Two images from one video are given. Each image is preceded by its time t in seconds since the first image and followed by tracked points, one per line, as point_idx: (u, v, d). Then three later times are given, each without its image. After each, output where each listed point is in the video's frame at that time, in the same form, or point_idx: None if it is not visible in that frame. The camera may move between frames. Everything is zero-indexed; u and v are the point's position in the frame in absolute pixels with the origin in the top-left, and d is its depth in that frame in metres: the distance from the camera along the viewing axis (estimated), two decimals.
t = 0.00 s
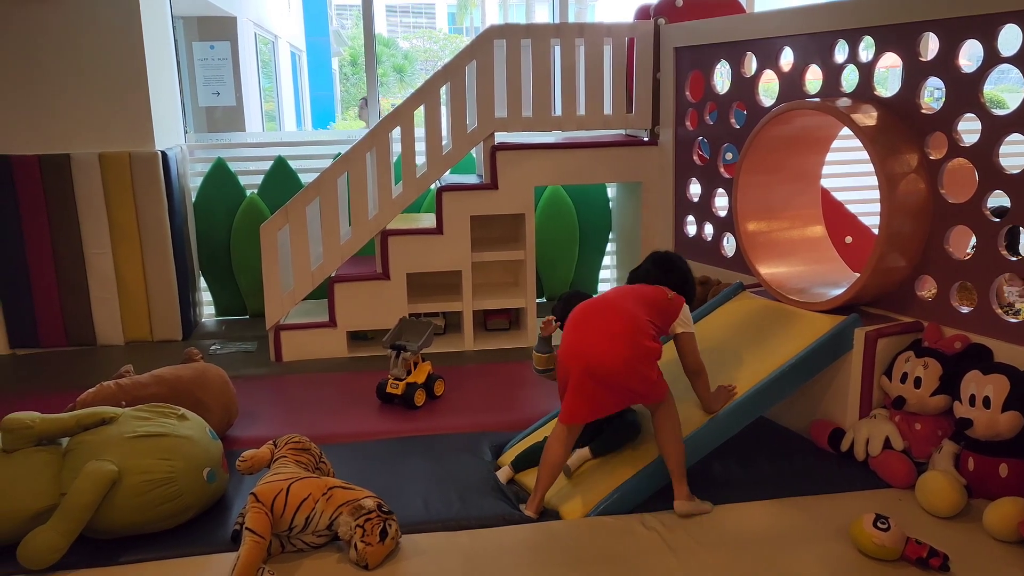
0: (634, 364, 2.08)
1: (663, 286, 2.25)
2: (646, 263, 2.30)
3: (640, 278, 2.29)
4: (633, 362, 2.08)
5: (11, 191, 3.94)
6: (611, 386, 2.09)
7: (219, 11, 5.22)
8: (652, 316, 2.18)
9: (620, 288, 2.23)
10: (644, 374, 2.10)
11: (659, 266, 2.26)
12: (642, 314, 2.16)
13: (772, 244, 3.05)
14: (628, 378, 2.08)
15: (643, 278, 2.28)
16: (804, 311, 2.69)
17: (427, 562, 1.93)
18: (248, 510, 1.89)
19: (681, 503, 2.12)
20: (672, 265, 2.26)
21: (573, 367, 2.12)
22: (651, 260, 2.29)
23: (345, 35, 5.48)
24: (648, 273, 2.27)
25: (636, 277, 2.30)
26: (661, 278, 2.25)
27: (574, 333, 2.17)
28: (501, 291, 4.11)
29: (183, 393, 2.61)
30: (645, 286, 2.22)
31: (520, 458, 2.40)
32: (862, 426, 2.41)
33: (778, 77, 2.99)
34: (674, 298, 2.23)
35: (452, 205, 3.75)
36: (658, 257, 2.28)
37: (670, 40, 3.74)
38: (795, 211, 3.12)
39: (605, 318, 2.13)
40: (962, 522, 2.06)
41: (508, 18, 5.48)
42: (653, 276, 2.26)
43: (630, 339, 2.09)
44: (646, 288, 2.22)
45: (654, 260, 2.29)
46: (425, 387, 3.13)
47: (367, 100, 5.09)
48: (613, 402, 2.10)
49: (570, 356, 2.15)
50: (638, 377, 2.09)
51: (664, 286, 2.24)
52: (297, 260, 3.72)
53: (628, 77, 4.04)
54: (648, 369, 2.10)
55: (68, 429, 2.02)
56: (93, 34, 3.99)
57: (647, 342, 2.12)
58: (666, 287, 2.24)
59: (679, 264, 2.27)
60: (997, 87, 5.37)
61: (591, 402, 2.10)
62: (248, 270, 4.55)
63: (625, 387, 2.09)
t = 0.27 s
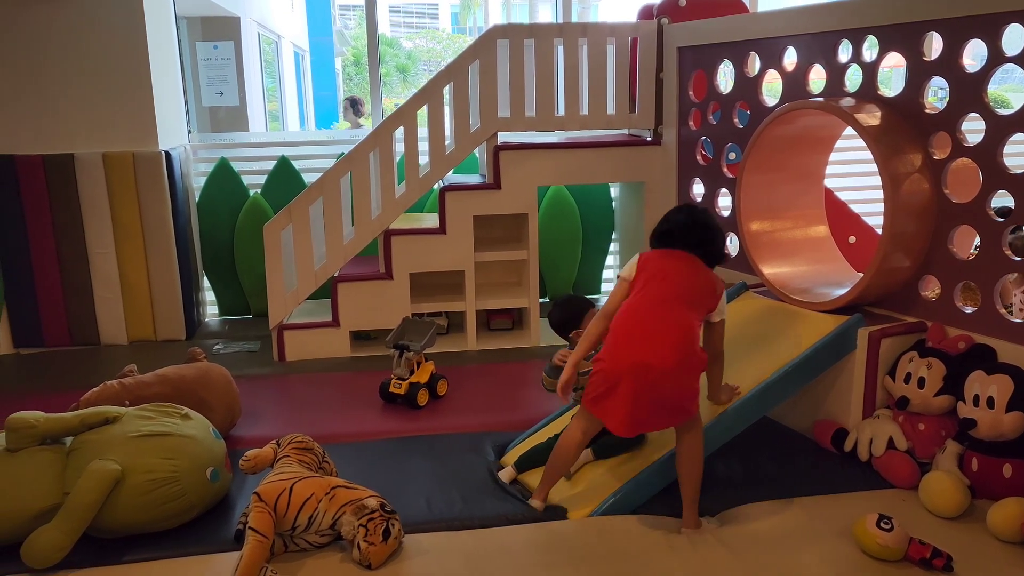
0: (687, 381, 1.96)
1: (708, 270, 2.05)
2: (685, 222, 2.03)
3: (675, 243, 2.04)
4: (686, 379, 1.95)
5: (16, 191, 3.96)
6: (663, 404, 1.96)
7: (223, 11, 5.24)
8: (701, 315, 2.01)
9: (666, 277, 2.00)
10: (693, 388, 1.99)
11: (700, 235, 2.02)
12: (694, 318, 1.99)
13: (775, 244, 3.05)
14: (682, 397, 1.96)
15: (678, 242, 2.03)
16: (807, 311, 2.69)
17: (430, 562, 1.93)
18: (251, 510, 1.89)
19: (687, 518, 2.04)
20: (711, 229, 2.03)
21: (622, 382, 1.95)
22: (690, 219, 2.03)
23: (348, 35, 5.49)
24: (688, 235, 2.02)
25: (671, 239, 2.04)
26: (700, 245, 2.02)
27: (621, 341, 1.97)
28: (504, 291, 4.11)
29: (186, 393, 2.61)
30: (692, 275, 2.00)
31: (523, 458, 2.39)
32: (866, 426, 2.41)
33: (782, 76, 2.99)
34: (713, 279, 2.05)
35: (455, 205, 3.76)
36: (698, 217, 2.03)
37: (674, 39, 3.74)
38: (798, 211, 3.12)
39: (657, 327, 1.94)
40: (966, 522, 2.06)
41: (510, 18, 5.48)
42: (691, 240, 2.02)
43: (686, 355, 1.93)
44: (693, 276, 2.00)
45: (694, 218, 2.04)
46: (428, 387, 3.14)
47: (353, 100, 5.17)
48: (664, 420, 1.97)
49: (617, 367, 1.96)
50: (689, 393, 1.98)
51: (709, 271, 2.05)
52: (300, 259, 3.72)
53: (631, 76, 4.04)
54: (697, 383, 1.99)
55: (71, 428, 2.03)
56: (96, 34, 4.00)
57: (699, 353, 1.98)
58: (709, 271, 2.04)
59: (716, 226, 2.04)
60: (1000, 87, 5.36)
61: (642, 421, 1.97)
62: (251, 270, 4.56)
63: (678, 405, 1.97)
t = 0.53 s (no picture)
0: (713, 369, 1.95)
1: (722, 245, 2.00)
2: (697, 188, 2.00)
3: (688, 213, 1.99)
4: (712, 368, 1.94)
5: (18, 191, 3.96)
6: (696, 397, 1.94)
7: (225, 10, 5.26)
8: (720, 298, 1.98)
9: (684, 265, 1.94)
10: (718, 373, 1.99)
11: (714, 201, 1.99)
12: (714, 304, 1.96)
13: (777, 245, 3.05)
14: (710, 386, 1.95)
15: (692, 210, 1.99)
16: (808, 311, 2.69)
17: (431, 561, 1.93)
18: (252, 510, 1.89)
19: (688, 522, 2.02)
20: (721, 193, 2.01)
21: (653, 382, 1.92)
22: (702, 187, 2.00)
23: (350, 35, 5.49)
24: (701, 201, 1.98)
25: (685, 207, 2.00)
26: (716, 209, 1.98)
27: (646, 339, 1.93)
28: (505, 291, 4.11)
29: (187, 392, 2.61)
30: (710, 258, 1.95)
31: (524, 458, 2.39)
32: (868, 426, 2.40)
33: (784, 77, 2.99)
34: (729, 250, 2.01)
35: (457, 205, 3.76)
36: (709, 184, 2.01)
37: (676, 39, 3.74)
38: (800, 212, 3.12)
39: (681, 320, 1.91)
40: (967, 523, 2.06)
41: (512, 18, 5.48)
42: (706, 204, 1.98)
43: (711, 345, 1.93)
44: (710, 258, 1.95)
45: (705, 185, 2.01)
46: (430, 387, 3.13)
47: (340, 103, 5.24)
48: (694, 415, 1.95)
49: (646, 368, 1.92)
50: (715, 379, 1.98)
51: (723, 248, 2.00)
52: (301, 259, 3.72)
53: (633, 76, 4.04)
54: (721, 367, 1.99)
55: (73, 428, 2.03)
56: (98, 34, 4.00)
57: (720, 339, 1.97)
58: (723, 247, 2.00)
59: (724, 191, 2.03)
60: (1003, 87, 5.36)
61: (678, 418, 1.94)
62: (253, 269, 4.56)
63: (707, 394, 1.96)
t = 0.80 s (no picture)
0: (714, 360, 1.92)
1: (703, 229, 1.94)
2: (671, 167, 1.94)
3: (662, 197, 1.94)
4: (713, 359, 1.92)
5: (20, 190, 3.96)
6: (702, 392, 1.92)
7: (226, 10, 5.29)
8: (710, 284, 1.93)
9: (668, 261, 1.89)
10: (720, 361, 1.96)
11: (691, 180, 1.93)
12: (705, 295, 1.92)
13: (778, 245, 3.04)
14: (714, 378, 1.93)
15: (666, 189, 1.93)
16: (809, 311, 2.69)
17: (432, 561, 1.93)
18: (253, 508, 1.89)
19: (689, 524, 2.02)
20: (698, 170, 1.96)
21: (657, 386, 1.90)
22: (676, 164, 1.94)
23: (352, 34, 5.50)
24: (676, 178, 1.93)
25: (659, 188, 1.94)
26: (693, 184, 1.93)
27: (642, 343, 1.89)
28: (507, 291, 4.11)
29: (188, 391, 2.61)
30: (694, 248, 1.90)
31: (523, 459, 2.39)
32: (869, 426, 2.40)
33: (786, 77, 2.99)
34: (711, 231, 1.95)
35: (458, 204, 3.76)
36: (684, 162, 1.95)
37: (678, 39, 3.73)
38: (802, 212, 3.12)
39: (673, 319, 1.88)
40: (968, 524, 2.05)
41: (514, 18, 5.48)
42: (682, 181, 1.93)
43: (708, 338, 1.90)
44: (693, 248, 1.90)
45: (680, 164, 1.95)
46: (431, 386, 3.13)
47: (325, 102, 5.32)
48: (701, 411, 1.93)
49: (646, 372, 1.90)
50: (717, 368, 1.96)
51: (705, 231, 1.94)
52: (303, 258, 3.72)
53: (635, 76, 4.04)
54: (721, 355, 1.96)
55: (74, 426, 2.03)
56: (101, 33, 4.01)
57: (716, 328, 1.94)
58: (705, 231, 1.94)
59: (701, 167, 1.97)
60: (1005, 88, 5.35)
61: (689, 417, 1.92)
62: (254, 268, 4.56)
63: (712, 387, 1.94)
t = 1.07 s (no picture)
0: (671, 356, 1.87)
1: (647, 219, 1.87)
2: (608, 156, 1.85)
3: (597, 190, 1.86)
4: (669, 358, 1.87)
5: (21, 188, 3.96)
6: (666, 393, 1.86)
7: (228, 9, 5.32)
8: (661, 279, 1.86)
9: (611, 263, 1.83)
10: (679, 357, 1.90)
11: (627, 169, 1.83)
12: (654, 291, 1.85)
13: (780, 245, 3.04)
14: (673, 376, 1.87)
15: (600, 179, 1.85)
16: (809, 311, 2.69)
17: (433, 560, 1.93)
18: (254, 507, 1.88)
19: (688, 522, 2.02)
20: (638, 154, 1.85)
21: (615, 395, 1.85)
22: (612, 152, 1.84)
23: (354, 33, 5.50)
24: (615, 168, 1.83)
25: (594, 180, 1.86)
26: (627, 172, 1.83)
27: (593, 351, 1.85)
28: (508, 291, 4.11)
29: (189, 389, 2.61)
30: (638, 245, 1.83)
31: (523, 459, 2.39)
32: (870, 427, 2.40)
33: (787, 77, 2.99)
34: (654, 216, 1.88)
35: (460, 204, 3.76)
36: (621, 148, 1.84)
37: (679, 39, 3.73)
38: (803, 212, 3.12)
39: (622, 322, 1.83)
40: (969, 525, 2.05)
41: (516, 18, 5.48)
42: (619, 169, 1.83)
43: (660, 336, 1.84)
44: (636, 244, 1.83)
45: (617, 150, 1.85)
46: (432, 385, 3.13)
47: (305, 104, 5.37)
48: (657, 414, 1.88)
49: (599, 379, 1.85)
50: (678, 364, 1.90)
51: (649, 222, 1.86)
52: (304, 257, 3.72)
53: (636, 76, 4.04)
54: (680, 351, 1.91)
55: (75, 424, 2.03)
56: (102, 33, 4.01)
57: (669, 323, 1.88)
58: (650, 221, 1.86)
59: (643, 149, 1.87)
60: (1007, 89, 5.35)
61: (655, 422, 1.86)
62: (255, 267, 4.56)
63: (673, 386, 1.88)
